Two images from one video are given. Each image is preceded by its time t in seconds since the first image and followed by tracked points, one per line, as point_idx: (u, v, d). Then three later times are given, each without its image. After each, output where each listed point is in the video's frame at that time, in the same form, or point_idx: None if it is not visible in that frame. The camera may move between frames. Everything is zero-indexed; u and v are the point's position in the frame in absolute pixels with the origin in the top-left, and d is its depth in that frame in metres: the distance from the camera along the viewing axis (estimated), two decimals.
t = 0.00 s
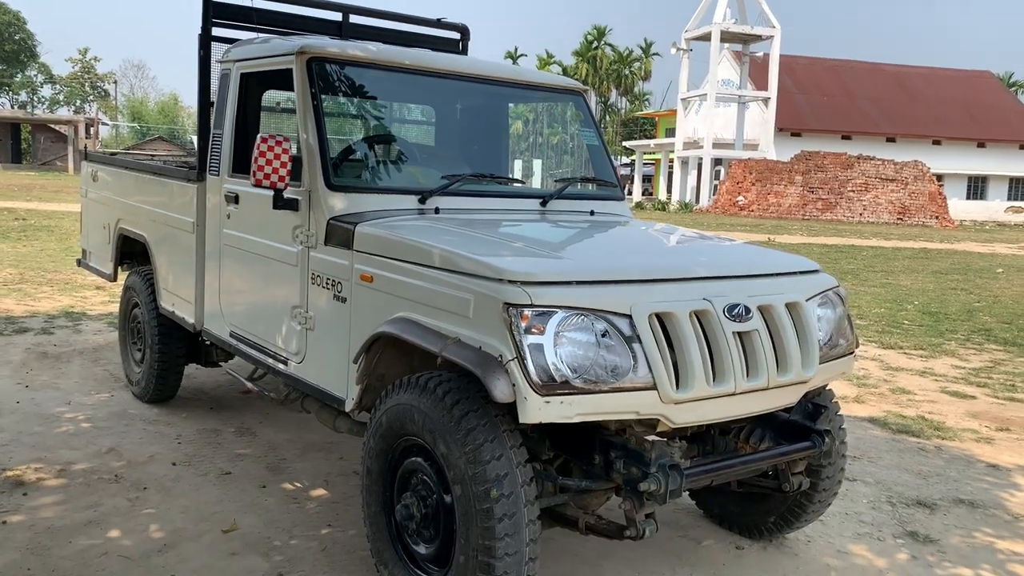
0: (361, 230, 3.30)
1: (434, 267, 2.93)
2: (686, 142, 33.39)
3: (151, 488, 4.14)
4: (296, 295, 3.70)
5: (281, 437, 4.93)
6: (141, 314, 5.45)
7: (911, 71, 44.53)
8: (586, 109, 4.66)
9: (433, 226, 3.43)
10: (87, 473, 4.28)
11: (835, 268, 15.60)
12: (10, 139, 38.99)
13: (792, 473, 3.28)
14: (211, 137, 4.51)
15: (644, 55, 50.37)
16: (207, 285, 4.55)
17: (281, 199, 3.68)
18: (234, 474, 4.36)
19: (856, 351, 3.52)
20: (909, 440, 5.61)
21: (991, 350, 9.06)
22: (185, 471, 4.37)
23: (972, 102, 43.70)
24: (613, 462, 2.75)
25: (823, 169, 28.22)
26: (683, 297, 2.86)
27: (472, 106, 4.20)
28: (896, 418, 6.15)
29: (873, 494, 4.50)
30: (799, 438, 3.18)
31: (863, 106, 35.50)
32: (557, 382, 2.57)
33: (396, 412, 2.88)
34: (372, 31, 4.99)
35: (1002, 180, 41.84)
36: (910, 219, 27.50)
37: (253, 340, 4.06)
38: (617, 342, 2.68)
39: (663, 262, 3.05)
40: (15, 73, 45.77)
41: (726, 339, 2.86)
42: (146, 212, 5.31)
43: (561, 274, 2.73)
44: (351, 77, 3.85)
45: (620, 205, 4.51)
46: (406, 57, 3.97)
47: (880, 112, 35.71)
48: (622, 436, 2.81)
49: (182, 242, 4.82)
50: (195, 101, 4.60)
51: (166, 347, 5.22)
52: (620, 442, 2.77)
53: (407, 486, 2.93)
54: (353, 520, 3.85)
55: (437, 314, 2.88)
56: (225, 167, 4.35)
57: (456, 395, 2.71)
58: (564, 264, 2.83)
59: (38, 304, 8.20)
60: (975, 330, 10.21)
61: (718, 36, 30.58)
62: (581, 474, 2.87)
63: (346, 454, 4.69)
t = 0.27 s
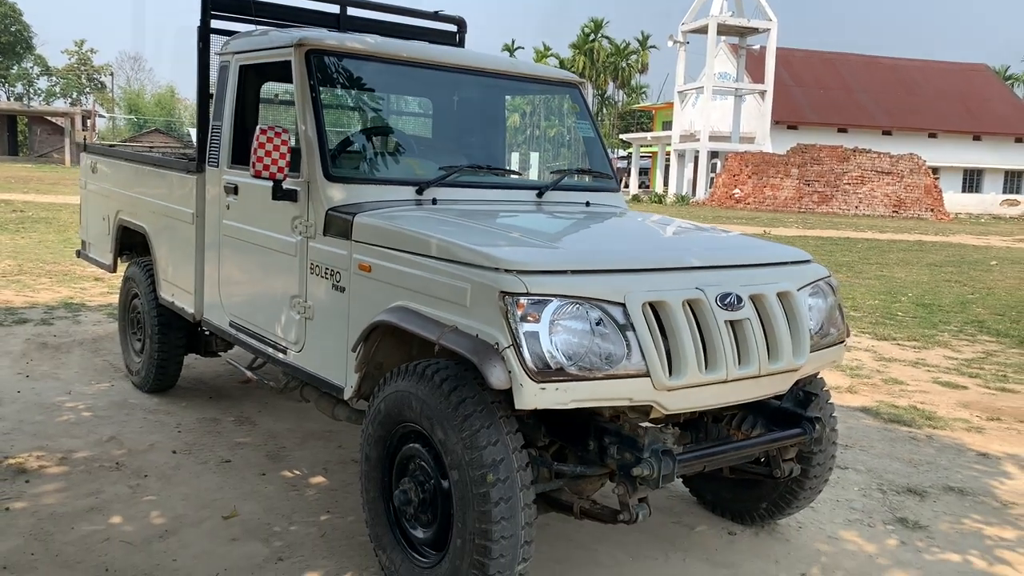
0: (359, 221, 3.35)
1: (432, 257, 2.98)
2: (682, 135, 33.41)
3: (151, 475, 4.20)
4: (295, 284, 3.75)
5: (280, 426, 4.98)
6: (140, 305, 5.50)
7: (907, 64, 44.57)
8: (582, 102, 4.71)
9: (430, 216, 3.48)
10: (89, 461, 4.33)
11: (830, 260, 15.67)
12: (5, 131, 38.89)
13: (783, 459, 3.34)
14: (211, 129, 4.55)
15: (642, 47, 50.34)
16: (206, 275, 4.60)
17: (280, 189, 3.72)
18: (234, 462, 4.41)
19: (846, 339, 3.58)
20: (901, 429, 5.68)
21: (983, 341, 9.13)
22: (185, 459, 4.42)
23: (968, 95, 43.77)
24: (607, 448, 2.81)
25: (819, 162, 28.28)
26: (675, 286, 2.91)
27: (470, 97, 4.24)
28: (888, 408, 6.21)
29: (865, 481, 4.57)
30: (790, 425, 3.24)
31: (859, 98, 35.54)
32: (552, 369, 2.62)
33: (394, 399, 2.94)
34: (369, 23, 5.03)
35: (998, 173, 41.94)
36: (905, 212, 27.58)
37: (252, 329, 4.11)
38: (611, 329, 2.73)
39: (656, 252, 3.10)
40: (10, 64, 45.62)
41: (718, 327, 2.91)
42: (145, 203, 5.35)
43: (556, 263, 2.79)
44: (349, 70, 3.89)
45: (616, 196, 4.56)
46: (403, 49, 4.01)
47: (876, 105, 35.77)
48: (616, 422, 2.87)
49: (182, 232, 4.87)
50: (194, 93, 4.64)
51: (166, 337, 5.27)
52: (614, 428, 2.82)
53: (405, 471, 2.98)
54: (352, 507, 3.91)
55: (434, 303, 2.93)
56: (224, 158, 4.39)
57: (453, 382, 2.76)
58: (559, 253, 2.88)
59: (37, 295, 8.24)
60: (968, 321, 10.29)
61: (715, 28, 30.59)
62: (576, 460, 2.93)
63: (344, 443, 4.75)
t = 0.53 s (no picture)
0: (357, 214, 3.38)
1: (428, 249, 3.00)
2: (680, 130, 33.44)
3: (151, 466, 4.23)
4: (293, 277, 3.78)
5: (277, 418, 5.02)
6: (139, 297, 5.53)
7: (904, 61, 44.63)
8: (579, 96, 4.72)
9: (428, 210, 3.51)
10: (88, 452, 4.36)
11: (826, 256, 15.72)
12: None
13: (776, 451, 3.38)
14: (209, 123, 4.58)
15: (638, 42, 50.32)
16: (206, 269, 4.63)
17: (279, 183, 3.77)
18: (232, 454, 4.44)
19: (839, 333, 3.62)
20: (894, 423, 5.73)
21: (977, 337, 9.19)
22: (184, 451, 4.45)
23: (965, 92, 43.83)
24: (602, 439, 2.86)
25: (815, 158, 28.34)
26: (670, 280, 2.94)
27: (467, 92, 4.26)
28: (882, 401, 6.26)
29: (858, 473, 4.62)
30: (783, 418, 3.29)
31: (856, 95, 35.59)
32: (549, 361, 2.66)
33: (392, 391, 2.98)
34: (367, 17, 5.05)
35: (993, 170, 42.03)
36: (901, 208, 27.66)
37: (251, 321, 4.15)
38: (606, 322, 2.77)
39: (652, 246, 3.13)
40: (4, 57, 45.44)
41: (711, 319, 2.95)
42: (144, 196, 5.38)
43: (553, 257, 2.82)
44: (348, 64, 3.90)
45: (610, 189, 4.62)
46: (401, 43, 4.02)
47: (873, 101, 35.81)
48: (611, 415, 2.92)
49: (180, 225, 4.90)
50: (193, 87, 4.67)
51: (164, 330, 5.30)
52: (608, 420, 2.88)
53: (403, 461, 3.02)
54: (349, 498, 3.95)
55: (430, 295, 2.95)
56: (223, 152, 4.42)
57: (451, 373, 2.80)
58: (556, 247, 2.91)
59: (35, 288, 8.26)
60: (963, 317, 10.34)
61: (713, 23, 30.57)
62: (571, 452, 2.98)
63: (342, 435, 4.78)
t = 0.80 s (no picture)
0: (286, 198, 2.94)
1: (365, 238, 2.59)
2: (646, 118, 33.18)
3: (59, 481, 3.74)
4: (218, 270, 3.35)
5: (210, 423, 4.55)
6: (60, 289, 5.02)
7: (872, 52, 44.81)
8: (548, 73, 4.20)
9: (371, 195, 3.08)
10: None
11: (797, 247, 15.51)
12: None
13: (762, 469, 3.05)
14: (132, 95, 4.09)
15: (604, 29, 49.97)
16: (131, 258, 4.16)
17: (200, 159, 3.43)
18: (154, 466, 3.97)
19: (832, 336, 3.24)
20: (879, 426, 5.40)
21: (954, 332, 8.94)
22: (100, 462, 3.97)
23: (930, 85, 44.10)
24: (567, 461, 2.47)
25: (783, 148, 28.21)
26: (647, 279, 2.53)
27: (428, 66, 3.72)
28: (865, 402, 5.93)
29: (845, 484, 4.26)
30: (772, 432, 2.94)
31: (823, 85, 35.58)
32: (505, 375, 2.22)
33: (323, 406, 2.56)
34: None
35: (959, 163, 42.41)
36: (866, 199, 27.66)
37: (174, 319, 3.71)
38: (574, 325, 2.35)
39: (627, 240, 2.72)
40: None
41: (694, 324, 2.55)
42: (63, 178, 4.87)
43: (513, 247, 2.40)
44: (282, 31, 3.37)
45: (579, 175, 4.19)
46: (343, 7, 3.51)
47: (841, 91, 35.83)
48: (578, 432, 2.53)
49: (101, 210, 4.40)
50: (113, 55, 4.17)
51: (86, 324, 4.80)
52: (574, 439, 2.48)
53: (335, 488, 2.60)
54: (282, 519, 3.50)
55: (366, 293, 2.54)
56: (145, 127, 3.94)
57: (390, 387, 2.39)
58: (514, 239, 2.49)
59: None
60: (941, 312, 10.12)
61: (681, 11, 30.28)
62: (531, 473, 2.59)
63: (280, 442, 4.33)
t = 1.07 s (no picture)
0: (284, 202, 2.87)
1: (365, 244, 2.51)
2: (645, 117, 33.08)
3: (54, 490, 3.68)
4: (214, 275, 3.26)
5: (208, 429, 4.49)
6: (55, 293, 4.95)
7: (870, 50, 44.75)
8: (546, 72, 4.23)
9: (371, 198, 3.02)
10: None
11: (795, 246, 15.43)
12: None
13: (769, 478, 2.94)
14: (126, 96, 4.01)
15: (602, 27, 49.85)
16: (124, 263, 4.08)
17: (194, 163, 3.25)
18: (151, 473, 3.91)
19: (839, 340, 3.19)
20: (882, 428, 5.34)
21: (955, 331, 8.89)
22: (96, 470, 3.90)
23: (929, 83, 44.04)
24: (572, 472, 2.39)
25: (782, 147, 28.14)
26: (654, 283, 2.49)
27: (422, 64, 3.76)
28: (867, 404, 5.87)
29: (850, 490, 4.20)
30: (781, 440, 2.84)
31: (822, 84, 35.51)
32: (508, 384, 2.17)
33: (321, 415, 2.48)
34: None
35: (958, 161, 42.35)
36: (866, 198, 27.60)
37: (170, 324, 3.62)
38: (579, 332, 2.29)
39: (630, 241, 2.69)
40: None
41: (702, 329, 2.50)
42: (58, 181, 4.81)
43: (514, 254, 2.34)
44: (282, 31, 3.38)
45: (580, 177, 4.10)
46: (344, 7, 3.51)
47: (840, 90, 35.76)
48: (584, 441, 2.44)
49: (95, 214, 4.34)
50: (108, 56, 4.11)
51: (82, 330, 4.73)
52: (580, 449, 2.39)
53: (333, 500, 2.52)
54: (280, 528, 3.44)
55: (365, 300, 2.46)
56: (139, 129, 3.87)
57: (390, 396, 2.31)
58: (517, 243, 2.44)
59: None
60: (939, 310, 10.07)
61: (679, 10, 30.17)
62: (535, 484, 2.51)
63: (279, 449, 4.27)
